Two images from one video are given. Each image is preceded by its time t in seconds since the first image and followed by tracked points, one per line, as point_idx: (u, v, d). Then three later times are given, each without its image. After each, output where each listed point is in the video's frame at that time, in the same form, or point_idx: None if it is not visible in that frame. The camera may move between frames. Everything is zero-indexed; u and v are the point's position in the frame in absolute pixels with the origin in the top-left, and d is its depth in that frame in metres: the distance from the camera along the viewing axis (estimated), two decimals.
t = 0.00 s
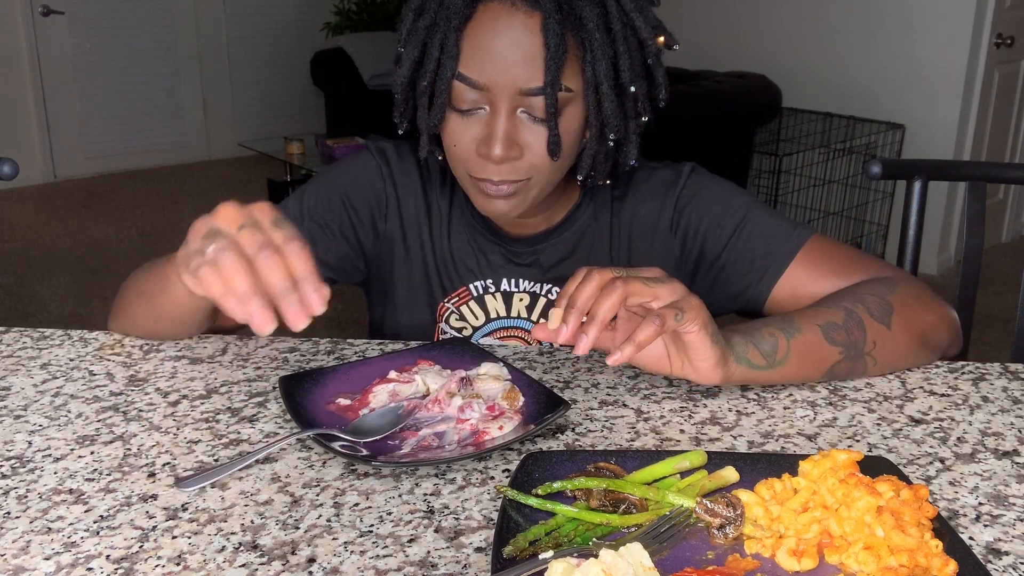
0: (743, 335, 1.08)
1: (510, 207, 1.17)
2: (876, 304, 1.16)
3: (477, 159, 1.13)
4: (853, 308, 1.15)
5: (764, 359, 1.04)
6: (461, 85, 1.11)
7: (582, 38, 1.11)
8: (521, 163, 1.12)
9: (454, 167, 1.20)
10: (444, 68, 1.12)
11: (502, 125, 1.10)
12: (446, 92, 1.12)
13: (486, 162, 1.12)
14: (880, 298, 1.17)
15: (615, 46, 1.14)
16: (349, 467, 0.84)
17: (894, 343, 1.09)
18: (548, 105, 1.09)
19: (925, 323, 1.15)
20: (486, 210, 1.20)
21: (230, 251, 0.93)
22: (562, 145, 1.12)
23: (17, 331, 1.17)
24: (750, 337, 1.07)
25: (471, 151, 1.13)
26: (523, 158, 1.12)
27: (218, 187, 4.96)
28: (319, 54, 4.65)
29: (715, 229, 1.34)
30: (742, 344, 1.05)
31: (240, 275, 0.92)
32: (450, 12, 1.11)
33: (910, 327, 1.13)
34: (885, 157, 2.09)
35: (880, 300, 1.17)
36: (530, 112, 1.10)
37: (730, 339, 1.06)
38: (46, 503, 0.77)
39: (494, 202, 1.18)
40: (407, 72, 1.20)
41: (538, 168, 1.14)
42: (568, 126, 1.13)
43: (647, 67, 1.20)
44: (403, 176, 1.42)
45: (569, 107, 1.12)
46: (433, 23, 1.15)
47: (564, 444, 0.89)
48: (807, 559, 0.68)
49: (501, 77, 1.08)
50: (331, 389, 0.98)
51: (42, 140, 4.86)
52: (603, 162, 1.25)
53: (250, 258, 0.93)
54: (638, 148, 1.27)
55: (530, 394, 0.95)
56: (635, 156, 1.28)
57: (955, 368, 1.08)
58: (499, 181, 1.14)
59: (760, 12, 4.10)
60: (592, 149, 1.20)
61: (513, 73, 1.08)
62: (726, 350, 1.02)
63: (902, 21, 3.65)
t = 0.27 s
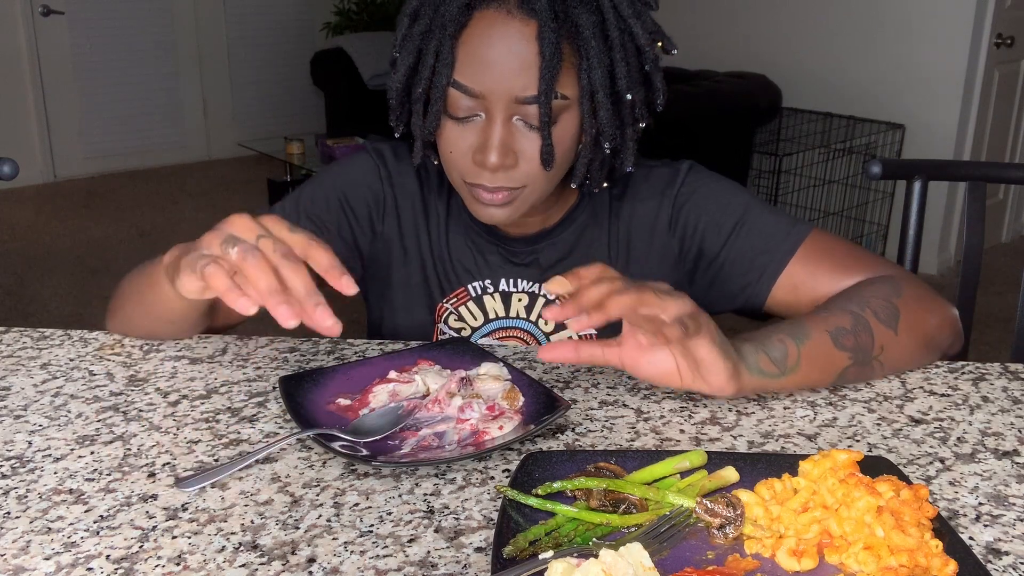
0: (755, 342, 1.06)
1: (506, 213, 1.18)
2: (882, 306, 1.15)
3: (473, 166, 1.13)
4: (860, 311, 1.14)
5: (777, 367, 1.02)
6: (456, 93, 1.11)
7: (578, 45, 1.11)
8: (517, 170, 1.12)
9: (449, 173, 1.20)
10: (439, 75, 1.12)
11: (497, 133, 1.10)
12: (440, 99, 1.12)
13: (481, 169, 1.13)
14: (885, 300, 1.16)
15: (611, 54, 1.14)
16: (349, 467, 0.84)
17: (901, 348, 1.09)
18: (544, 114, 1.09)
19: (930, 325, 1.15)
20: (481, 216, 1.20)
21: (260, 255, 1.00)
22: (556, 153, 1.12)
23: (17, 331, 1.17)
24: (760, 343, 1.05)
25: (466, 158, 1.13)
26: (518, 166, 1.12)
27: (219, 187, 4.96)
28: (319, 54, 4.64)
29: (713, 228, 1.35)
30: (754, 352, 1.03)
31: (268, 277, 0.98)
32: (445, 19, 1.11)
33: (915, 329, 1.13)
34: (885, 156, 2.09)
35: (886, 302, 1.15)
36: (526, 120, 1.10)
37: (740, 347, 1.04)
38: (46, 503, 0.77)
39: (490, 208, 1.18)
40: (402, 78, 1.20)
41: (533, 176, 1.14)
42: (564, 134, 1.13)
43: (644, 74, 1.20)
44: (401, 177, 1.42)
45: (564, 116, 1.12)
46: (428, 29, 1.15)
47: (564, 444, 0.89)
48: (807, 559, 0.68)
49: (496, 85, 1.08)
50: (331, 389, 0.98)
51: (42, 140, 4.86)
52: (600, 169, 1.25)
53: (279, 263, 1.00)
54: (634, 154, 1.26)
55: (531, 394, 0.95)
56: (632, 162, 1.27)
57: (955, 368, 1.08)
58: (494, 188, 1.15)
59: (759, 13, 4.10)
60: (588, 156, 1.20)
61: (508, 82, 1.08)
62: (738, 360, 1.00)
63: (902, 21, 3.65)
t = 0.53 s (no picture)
0: (748, 342, 1.07)
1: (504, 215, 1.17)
2: (876, 304, 1.16)
3: (473, 168, 1.12)
4: (852, 309, 1.15)
5: (770, 366, 1.03)
6: (455, 94, 1.10)
7: (578, 45, 1.11)
8: (516, 172, 1.12)
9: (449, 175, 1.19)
10: (438, 76, 1.11)
11: (498, 133, 1.09)
12: (440, 100, 1.12)
13: (481, 171, 1.12)
14: (879, 298, 1.17)
15: (611, 53, 1.14)
16: (349, 467, 0.84)
17: (895, 342, 1.10)
18: (545, 114, 1.08)
19: (923, 320, 1.16)
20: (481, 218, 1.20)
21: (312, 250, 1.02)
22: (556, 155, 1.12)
23: (17, 331, 1.17)
24: (753, 344, 1.06)
25: (465, 160, 1.13)
26: (518, 167, 1.12)
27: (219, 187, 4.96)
28: (319, 54, 4.64)
29: (711, 226, 1.35)
30: (747, 352, 1.04)
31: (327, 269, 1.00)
32: (445, 19, 1.11)
33: (908, 325, 1.14)
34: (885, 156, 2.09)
35: (878, 299, 1.17)
36: (526, 121, 1.09)
37: (733, 346, 1.04)
38: (46, 503, 0.77)
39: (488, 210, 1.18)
40: (401, 79, 1.20)
41: (533, 177, 1.13)
42: (565, 135, 1.13)
43: (643, 75, 1.21)
44: (395, 181, 1.43)
45: (565, 116, 1.12)
46: (427, 29, 1.15)
47: (564, 444, 0.89)
48: (807, 559, 0.68)
49: (497, 86, 1.08)
50: (330, 389, 0.98)
51: (42, 140, 4.86)
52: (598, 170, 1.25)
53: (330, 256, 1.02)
54: (632, 155, 1.26)
55: (531, 394, 0.95)
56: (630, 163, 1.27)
57: (955, 368, 1.08)
58: (493, 190, 1.14)
59: (759, 13, 4.10)
60: (588, 156, 1.20)
61: (509, 82, 1.07)
62: (731, 358, 1.01)
63: (902, 22, 3.65)
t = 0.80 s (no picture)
0: (709, 329, 1.11)
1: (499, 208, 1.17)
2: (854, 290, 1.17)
3: (468, 160, 1.13)
4: (828, 294, 1.17)
5: (728, 349, 1.07)
6: (449, 84, 1.11)
7: (570, 35, 1.11)
8: (511, 162, 1.12)
9: (442, 169, 1.19)
10: (431, 66, 1.11)
11: (492, 123, 1.10)
12: (433, 91, 1.12)
13: (475, 162, 1.12)
14: (859, 284, 1.18)
15: (603, 43, 1.14)
16: (349, 467, 0.84)
17: (872, 326, 1.13)
18: (538, 103, 1.09)
19: (907, 303, 1.18)
20: (475, 214, 1.20)
21: (341, 236, 1.09)
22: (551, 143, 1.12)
23: (17, 331, 1.17)
24: (713, 330, 1.10)
25: (459, 151, 1.13)
26: (513, 157, 1.12)
27: (219, 187, 4.96)
28: (319, 54, 4.64)
29: (703, 220, 1.35)
30: (706, 337, 1.08)
31: (359, 250, 1.07)
32: (438, 8, 1.11)
33: (888, 309, 1.16)
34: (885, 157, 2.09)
35: (858, 285, 1.18)
36: (519, 111, 1.10)
37: (692, 332, 1.09)
38: (46, 503, 0.77)
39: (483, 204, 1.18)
40: (393, 73, 1.19)
41: (528, 167, 1.14)
42: (559, 124, 1.13)
43: (634, 66, 1.20)
44: (389, 180, 1.43)
45: (559, 105, 1.12)
46: (419, 22, 1.14)
47: (564, 444, 0.89)
48: (807, 559, 0.68)
49: (489, 75, 1.08)
50: (331, 389, 0.98)
51: (42, 140, 4.86)
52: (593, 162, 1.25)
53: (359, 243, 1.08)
54: (624, 148, 1.26)
55: (530, 393, 0.95)
56: (622, 155, 1.27)
57: (955, 368, 1.08)
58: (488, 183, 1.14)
59: (759, 14, 4.10)
60: (581, 149, 1.20)
61: (501, 72, 1.08)
62: (685, 341, 1.06)
63: (901, 22, 3.65)
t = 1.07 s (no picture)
0: (676, 326, 1.10)
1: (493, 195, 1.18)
2: (830, 289, 1.15)
3: (463, 148, 1.13)
4: (801, 292, 1.15)
5: (693, 349, 1.06)
6: (444, 73, 1.11)
7: (564, 25, 1.11)
8: (506, 150, 1.13)
9: (438, 159, 1.20)
10: (427, 56, 1.12)
11: (486, 112, 1.10)
12: (429, 80, 1.12)
13: (470, 150, 1.13)
14: (835, 283, 1.16)
15: (596, 33, 1.13)
16: (349, 467, 0.84)
17: (847, 325, 1.11)
18: (532, 91, 1.09)
19: (886, 302, 1.16)
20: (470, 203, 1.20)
21: (355, 234, 1.08)
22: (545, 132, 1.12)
23: (17, 331, 1.17)
24: (679, 329, 1.09)
25: (455, 139, 1.14)
26: (507, 146, 1.12)
27: (219, 187, 4.96)
28: (319, 54, 4.64)
29: (692, 215, 1.34)
30: (671, 335, 1.07)
31: (376, 250, 1.06)
32: None
33: (865, 308, 1.14)
34: (886, 157, 2.09)
35: (834, 282, 1.16)
36: (513, 100, 1.10)
37: (655, 331, 1.07)
38: (46, 503, 0.77)
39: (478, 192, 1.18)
40: (389, 64, 1.19)
41: (522, 156, 1.14)
42: (553, 113, 1.13)
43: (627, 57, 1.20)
44: (389, 178, 1.43)
45: (553, 94, 1.12)
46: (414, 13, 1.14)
47: (564, 444, 0.89)
48: (807, 559, 0.68)
49: (484, 64, 1.08)
50: (331, 389, 0.98)
51: (42, 140, 4.86)
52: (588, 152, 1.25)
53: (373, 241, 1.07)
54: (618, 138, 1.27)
55: (531, 393, 0.95)
56: (617, 147, 1.28)
57: (955, 368, 1.08)
58: (483, 169, 1.15)
59: (759, 14, 4.10)
60: (574, 140, 1.20)
61: (495, 61, 1.08)
62: (646, 342, 1.04)
63: (901, 22, 3.65)
